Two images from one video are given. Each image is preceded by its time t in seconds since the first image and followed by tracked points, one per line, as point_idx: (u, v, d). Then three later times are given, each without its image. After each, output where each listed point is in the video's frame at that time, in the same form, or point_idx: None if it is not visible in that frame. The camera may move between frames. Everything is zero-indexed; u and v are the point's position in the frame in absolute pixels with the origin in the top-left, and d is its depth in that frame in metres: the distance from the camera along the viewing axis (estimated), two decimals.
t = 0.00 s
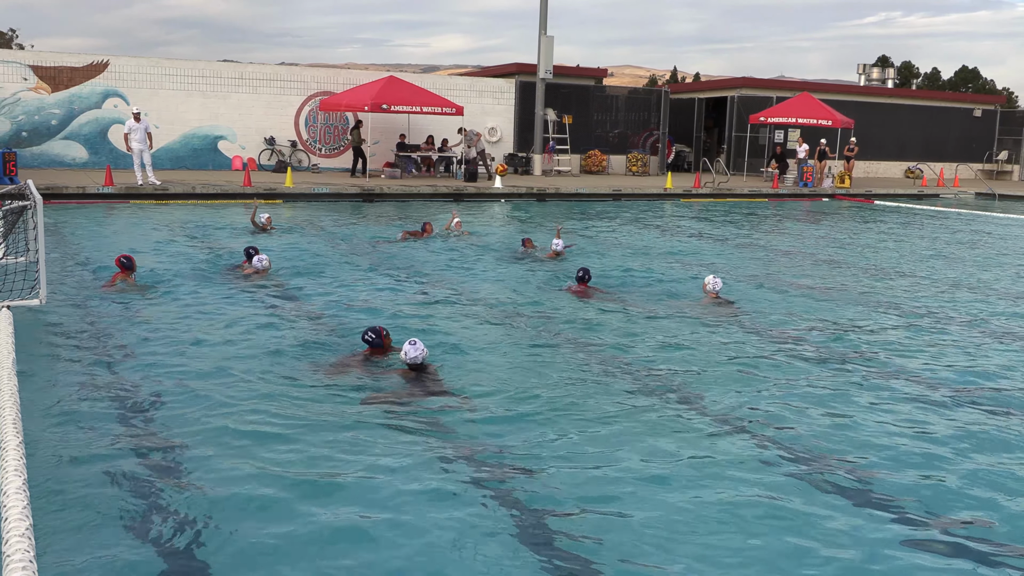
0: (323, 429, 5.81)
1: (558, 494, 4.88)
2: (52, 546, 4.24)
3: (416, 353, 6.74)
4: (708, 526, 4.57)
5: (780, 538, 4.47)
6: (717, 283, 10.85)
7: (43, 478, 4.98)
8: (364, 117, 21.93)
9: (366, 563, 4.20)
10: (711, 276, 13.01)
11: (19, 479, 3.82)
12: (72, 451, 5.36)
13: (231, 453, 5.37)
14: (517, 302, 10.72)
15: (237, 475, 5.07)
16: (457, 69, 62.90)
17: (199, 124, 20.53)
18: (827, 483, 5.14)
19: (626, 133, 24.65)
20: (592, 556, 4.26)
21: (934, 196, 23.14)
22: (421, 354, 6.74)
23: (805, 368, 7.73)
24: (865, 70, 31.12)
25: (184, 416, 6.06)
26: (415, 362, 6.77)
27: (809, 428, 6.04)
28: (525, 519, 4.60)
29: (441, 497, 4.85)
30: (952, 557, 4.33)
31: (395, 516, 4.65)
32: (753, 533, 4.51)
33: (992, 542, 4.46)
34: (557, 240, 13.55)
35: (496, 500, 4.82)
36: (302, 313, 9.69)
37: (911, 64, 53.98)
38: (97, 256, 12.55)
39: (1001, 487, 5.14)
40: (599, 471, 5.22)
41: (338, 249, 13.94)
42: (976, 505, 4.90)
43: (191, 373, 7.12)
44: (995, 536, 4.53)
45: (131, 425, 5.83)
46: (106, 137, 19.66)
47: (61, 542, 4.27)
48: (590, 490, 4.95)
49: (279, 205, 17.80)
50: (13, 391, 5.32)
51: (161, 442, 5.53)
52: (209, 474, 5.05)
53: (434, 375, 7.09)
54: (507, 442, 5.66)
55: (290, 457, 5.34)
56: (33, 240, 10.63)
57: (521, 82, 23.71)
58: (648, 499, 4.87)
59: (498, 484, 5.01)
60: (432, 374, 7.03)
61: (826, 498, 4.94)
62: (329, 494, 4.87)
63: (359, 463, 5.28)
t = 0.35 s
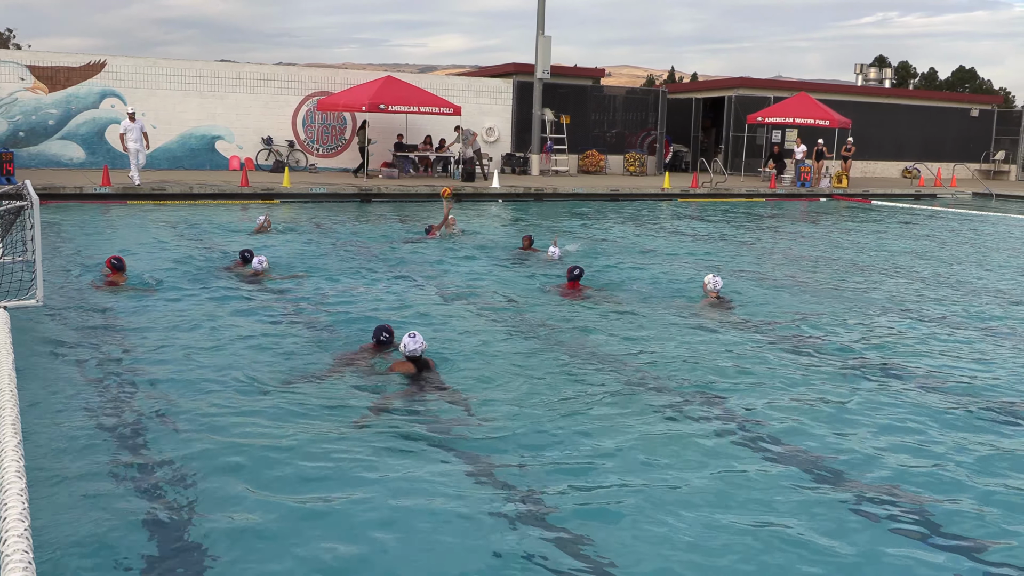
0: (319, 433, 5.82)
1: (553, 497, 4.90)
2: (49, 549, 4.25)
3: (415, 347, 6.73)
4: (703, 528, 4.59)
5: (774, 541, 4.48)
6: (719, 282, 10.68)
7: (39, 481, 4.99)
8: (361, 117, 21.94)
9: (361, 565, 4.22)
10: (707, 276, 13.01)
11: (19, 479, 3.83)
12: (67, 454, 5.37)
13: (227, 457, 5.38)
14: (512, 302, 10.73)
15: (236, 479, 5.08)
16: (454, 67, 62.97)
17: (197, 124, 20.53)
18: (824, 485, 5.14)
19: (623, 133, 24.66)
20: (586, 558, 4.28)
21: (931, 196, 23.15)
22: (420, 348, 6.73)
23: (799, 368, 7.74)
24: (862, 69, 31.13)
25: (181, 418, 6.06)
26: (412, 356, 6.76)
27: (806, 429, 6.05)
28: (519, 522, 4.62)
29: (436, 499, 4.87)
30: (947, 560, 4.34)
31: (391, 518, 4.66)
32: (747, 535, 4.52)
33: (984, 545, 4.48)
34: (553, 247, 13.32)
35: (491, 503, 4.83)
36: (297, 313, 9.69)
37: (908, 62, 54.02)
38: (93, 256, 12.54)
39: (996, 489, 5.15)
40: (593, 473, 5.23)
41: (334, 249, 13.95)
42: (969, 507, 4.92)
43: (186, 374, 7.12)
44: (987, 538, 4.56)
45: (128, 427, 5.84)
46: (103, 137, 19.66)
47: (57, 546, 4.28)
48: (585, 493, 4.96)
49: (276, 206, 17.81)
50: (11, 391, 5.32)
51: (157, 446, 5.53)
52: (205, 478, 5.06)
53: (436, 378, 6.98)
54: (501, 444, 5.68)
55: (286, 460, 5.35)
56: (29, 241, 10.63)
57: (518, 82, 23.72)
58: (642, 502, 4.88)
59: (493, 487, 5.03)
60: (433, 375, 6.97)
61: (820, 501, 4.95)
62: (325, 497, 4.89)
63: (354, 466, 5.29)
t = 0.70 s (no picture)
0: (317, 431, 5.82)
1: (552, 494, 4.91)
2: (47, 548, 4.25)
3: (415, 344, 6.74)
4: (701, 526, 4.59)
5: (772, 538, 4.50)
6: (718, 284, 10.70)
7: (38, 479, 4.99)
8: (360, 117, 21.94)
9: (360, 562, 4.22)
10: (705, 276, 13.01)
11: (16, 479, 3.83)
12: (66, 452, 5.36)
13: (225, 455, 5.37)
14: (511, 302, 10.73)
15: (234, 476, 5.08)
16: (453, 67, 62.95)
17: (195, 124, 20.52)
18: (822, 484, 5.16)
19: (622, 133, 24.66)
20: (585, 554, 4.29)
21: (929, 196, 23.16)
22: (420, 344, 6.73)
23: (798, 368, 7.74)
24: (860, 69, 31.14)
25: (179, 416, 6.06)
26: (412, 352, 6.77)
27: (804, 428, 6.07)
28: (518, 520, 4.62)
29: (435, 498, 4.87)
30: (945, 558, 4.35)
31: (389, 517, 4.66)
32: (745, 533, 4.53)
33: (982, 543, 4.49)
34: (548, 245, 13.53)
35: (490, 501, 4.84)
36: (295, 313, 9.69)
37: (906, 63, 54.09)
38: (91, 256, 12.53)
39: (994, 488, 5.17)
40: (592, 471, 5.24)
41: (333, 249, 13.92)
42: (967, 505, 4.93)
43: (185, 373, 7.12)
44: (986, 536, 4.57)
45: (126, 426, 5.84)
46: (101, 137, 19.65)
47: (56, 544, 4.28)
48: (583, 491, 4.97)
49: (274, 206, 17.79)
50: (8, 391, 5.32)
51: (156, 444, 5.52)
52: (203, 476, 5.06)
53: (439, 376, 7.10)
54: (500, 441, 5.68)
55: (285, 458, 5.35)
56: (27, 240, 10.62)
57: (517, 82, 23.72)
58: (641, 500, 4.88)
59: (491, 485, 5.03)
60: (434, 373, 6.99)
61: (818, 499, 4.96)
62: (324, 495, 4.89)
63: (353, 463, 5.29)
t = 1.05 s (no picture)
0: (316, 430, 5.82)
1: (551, 494, 4.90)
2: (44, 549, 4.23)
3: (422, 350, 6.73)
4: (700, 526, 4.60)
5: (771, 538, 4.50)
6: (713, 283, 10.65)
7: (36, 479, 4.98)
8: (358, 116, 21.94)
9: (359, 562, 4.21)
10: (704, 276, 13.00)
11: (13, 478, 3.82)
12: (65, 452, 5.35)
13: (222, 454, 5.37)
14: (509, 301, 10.73)
15: (233, 475, 5.08)
16: (451, 68, 63.03)
17: (193, 125, 20.51)
18: (819, 482, 5.18)
19: (620, 133, 24.67)
20: (584, 554, 4.29)
21: (927, 196, 23.18)
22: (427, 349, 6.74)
23: (797, 367, 7.75)
24: (858, 70, 31.18)
25: (177, 415, 6.06)
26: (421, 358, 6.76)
27: (800, 427, 6.08)
28: (518, 521, 4.62)
29: (434, 497, 4.87)
30: (943, 558, 4.37)
31: (390, 516, 4.66)
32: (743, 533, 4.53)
33: (980, 542, 4.50)
34: (553, 242, 13.50)
35: (490, 501, 4.83)
36: (295, 313, 9.68)
37: (904, 63, 54.17)
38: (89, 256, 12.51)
39: (991, 486, 5.19)
40: (591, 470, 5.24)
41: (331, 249, 13.91)
42: (963, 504, 4.95)
43: (183, 373, 7.11)
44: (985, 536, 4.57)
45: (124, 425, 5.84)
46: (99, 137, 19.64)
47: (54, 545, 4.27)
48: (583, 490, 4.98)
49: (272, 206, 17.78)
50: (6, 390, 5.31)
51: (154, 443, 5.52)
52: (204, 475, 5.05)
53: (442, 377, 7.04)
54: (499, 441, 5.68)
55: (285, 457, 5.35)
56: (25, 240, 10.60)
57: (515, 82, 23.73)
58: (640, 499, 4.89)
59: (490, 483, 5.04)
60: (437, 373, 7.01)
61: (817, 498, 4.97)
62: (325, 495, 4.88)
63: (353, 463, 5.29)
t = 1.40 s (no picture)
0: (316, 430, 5.81)
1: (551, 495, 4.90)
2: (43, 549, 4.22)
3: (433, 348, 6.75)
4: (701, 527, 4.59)
5: (772, 539, 4.49)
6: (710, 283, 10.65)
7: (36, 479, 4.98)
8: (358, 116, 21.94)
9: (359, 562, 4.21)
10: (705, 275, 13.00)
11: (12, 479, 3.82)
12: (64, 452, 5.34)
13: (222, 454, 5.36)
14: (510, 301, 10.72)
15: (233, 475, 5.08)
16: (451, 68, 63.09)
17: (193, 125, 20.51)
18: (820, 483, 5.18)
19: (620, 133, 24.68)
20: (585, 554, 4.29)
21: (927, 196, 23.18)
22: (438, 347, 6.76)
23: (798, 366, 7.75)
24: (858, 69, 31.20)
25: (177, 414, 6.03)
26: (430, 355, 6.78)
27: (800, 427, 6.08)
28: (518, 521, 4.62)
29: (435, 497, 4.87)
30: (943, 559, 4.36)
31: (390, 516, 4.66)
32: (744, 534, 4.53)
33: (979, 543, 4.51)
34: (562, 243, 13.37)
35: (491, 501, 4.83)
36: (296, 313, 9.67)
37: (904, 64, 54.20)
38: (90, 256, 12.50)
39: (991, 486, 5.20)
40: (591, 471, 5.23)
41: (331, 249, 13.91)
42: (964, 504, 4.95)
43: (184, 373, 7.10)
44: (985, 537, 4.57)
45: (124, 426, 5.82)
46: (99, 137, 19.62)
47: (53, 545, 4.26)
48: (584, 491, 4.98)
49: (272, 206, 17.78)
50: (5, 391, 5.29)
51: (153, 443, 5.50)
52: (204, 476, 5.04)
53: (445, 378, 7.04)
54: (500, 441, 5.67)
55: (285, 457, 5.34)
56: (25, 240, 10.59)
57: (515, 82, 23.74)
58: (640, 500, 4.88)
59: (491, 484, 5.04)
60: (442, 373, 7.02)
61: (817, 499, 4.97)
62: (326, 494, 4.88)
63: (353, 463, 5.29)
